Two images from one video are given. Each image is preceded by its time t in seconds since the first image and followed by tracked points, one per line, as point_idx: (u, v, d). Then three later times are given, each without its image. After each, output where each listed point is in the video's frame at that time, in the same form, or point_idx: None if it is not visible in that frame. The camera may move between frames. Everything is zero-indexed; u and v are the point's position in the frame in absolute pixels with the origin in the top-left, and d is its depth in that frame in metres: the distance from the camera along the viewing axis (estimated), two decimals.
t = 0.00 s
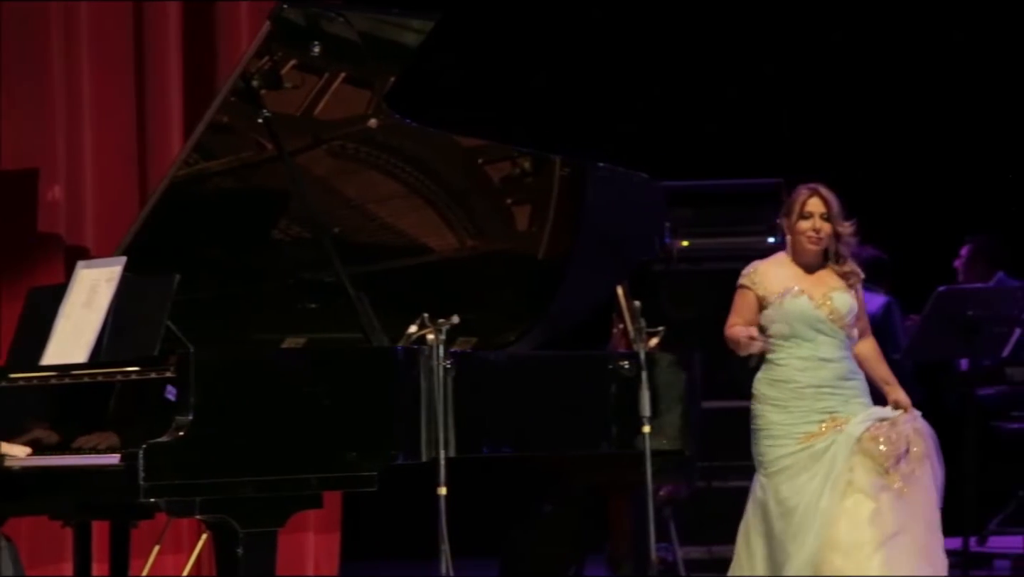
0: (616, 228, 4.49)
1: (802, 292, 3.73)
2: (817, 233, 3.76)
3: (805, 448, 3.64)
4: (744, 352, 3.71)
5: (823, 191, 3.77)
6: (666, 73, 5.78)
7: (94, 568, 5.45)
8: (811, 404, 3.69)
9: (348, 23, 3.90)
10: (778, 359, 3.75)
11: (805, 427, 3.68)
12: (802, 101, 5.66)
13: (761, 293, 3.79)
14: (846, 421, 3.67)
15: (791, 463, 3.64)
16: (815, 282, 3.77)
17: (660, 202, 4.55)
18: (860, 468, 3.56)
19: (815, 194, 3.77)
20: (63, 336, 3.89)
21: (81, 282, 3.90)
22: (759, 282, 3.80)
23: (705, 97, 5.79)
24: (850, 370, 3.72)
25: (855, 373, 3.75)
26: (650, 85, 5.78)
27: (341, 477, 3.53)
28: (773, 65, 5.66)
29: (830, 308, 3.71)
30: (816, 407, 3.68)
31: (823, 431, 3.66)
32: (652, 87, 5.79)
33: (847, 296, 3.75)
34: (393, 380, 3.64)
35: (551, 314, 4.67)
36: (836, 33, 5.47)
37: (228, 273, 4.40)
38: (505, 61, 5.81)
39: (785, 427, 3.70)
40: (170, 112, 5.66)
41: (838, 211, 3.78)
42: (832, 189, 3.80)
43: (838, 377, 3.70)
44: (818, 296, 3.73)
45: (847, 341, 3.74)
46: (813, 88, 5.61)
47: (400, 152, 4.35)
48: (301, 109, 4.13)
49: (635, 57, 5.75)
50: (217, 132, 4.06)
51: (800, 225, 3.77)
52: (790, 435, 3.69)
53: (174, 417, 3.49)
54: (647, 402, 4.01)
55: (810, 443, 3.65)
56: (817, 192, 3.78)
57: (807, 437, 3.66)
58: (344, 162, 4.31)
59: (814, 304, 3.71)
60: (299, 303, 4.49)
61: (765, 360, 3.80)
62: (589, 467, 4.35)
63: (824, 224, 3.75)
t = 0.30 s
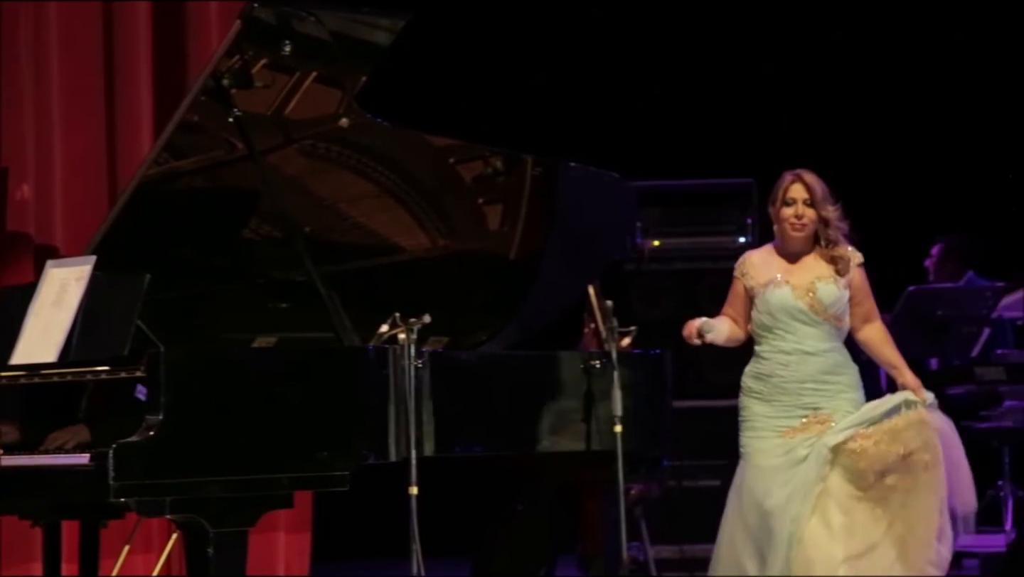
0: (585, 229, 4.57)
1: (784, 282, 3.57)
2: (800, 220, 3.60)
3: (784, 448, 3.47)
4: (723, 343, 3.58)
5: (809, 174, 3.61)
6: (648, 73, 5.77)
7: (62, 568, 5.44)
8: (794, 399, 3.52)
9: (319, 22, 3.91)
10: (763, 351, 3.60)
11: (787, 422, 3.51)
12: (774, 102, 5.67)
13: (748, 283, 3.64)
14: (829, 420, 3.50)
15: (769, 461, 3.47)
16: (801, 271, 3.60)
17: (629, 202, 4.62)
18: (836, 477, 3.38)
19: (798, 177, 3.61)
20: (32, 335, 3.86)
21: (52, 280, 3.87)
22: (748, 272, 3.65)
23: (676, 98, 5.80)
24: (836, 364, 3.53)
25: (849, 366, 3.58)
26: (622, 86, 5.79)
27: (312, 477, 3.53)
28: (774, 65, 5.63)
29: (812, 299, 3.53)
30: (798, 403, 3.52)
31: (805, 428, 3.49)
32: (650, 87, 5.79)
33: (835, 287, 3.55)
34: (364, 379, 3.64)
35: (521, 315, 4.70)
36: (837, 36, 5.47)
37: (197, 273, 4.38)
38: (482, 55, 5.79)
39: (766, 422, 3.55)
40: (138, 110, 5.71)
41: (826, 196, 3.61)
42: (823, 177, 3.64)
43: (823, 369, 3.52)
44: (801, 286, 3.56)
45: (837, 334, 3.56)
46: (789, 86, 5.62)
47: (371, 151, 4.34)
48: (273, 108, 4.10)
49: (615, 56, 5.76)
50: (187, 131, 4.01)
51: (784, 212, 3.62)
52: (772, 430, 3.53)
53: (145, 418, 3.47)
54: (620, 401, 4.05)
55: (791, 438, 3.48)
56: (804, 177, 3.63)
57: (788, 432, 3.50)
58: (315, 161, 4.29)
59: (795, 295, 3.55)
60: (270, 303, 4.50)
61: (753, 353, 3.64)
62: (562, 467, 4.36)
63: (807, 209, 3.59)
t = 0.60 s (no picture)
0: (561, 229, 4.54)
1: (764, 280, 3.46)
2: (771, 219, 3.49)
3: (763, 445, 3.40)
4: (700, 341, 3.56)
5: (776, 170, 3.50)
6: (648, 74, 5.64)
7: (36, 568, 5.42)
8: (774, 396, 3.43)
9: (295, 21, 3.84)
10: (741, 346, 3.50)
11: (767, 418, 3.43)
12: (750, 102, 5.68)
13: (731, 280, 3.56)
14: (808, 421, 3.43)
15: (750, 456, 3.40)
16: (778, 270, 3.50)
17: (606, 201, 4.56)
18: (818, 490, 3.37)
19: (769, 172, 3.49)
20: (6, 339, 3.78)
21: (26, 281, 3.81)
22: (729, 270, 3.57)
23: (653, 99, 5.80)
24: (818, 363, 3.44)
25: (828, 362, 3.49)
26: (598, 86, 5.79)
27: (288, 476, 3.53)
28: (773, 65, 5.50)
29: (796, 297, 3.42)
30: (777, 401, 3.43)
31: (785, 428, 3.42)
32: (650, 87, 5.77)
33: (818, 284, 3.44)
34: (342, 380, 3.65)
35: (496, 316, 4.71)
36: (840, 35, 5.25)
37: (172, 272, 4.37)
38: (458, 55, 5.79)
39: (743, 416, 3.46)
40: (113, 110, 5.70)
41: (798, 192, 3.49)
42: (797, 170, 3.51)
43: (806, 368, 3.43)
44: (782, 283, 3.45)
45: (819, 331, 3.45)
46: (777, 87, 5.46)
47: (348, 152, 4.31)
48: (248, 108, 4.08)
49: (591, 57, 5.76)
50: (163, 130, 4.00)
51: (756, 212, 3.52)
52: (749, 425, 3.45)
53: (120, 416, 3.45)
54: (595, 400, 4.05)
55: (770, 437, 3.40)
56: (774, 172, 3.52)
57: (768, 430, 3.42)
58: (291, 161, 4.28)
59: (777, 291, 3.44)
60: (245, 302, 4.50)
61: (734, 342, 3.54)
62: (540, 467, 4.36)
63: (775, 208, 3.49)
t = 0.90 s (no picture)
0: (545, 230, 4.53)
1: (738, 280, 3.52)
2: (738, 219, 3.53)
3: (737, 451, 3.45)
4: (672, 337, 3.53)
5: (743, 171, 3.52)
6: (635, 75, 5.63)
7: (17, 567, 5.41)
8: (749, 397, 3.49)
9: (278, 22, 3.87)
10: (713, 345, 3.54)
11: (743, 419, 3.49)
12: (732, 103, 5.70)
13: (699, 277, 3.59)
14: (782, 419, 3.51)
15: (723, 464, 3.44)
16: (746, 269, 3.55)
17: (590, 203, 4.54)
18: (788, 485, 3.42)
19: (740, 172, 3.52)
20: None
21: (7, 280, 3.82)
22: (696, 265, 3.60)
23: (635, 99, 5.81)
24: (790, 363, 3.53)
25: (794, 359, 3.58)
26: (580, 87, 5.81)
27: (270, 476, 3.53)
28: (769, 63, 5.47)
29: (771, 295, 3.50)
30: (753, 401, 3.49)
31: (760, 429, 3.49)
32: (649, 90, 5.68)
33: (792, 283, 3.53)
34: (324, 380, 3.64)
35: (479, 316, 4.73)
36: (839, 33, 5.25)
37: (152, 274, 4.35)
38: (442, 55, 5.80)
39: (715, 418, 3.50)
40: (95, 111, 5.71)
41: (764, 193, 3.52)
42: (764, 169, 3.54)
43: (780, 368, 3.51)
44: (757, 281, 3.52)
45: (791, 330, 3.54)
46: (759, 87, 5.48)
47: (330, 152, 4.31)
48: (230, 108, 4.09)
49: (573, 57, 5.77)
50: (146, 130, 4.00)
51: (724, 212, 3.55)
52: (723, 427, 3.49)
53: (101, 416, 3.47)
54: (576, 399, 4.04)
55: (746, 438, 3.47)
56: (741, 172, 3.54)
57: (743, 432, 3.48)
58: (273, 161, 4.27)
59: (753, 290, 3.50)
60: (226, 303, 4.51)
61: (704, 345, 3.59)
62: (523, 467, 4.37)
63: (741, 209, 3.52)
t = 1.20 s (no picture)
0: (541, 233, 4.49)
1: (717, 279, 3.47)
2: (726, 221, 3.46)
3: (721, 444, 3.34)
4: (659, 335, 3.46)
5: (731, 173, 3.43)
6: (629, 76, 5.62)
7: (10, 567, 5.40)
8: (732, 393, 3.45)
9: (270, 21, 3.87)
10: (694, 345, 3.51)
11: (726, 417, 3.44)
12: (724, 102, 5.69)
13: (680, 274, 3.54)
14: (768, 415, 3.46)
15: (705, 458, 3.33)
16: (727, 270, 3.51)
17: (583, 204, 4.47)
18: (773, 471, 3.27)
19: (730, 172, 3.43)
20: None
21: None
22: (678, 262, 3.55)
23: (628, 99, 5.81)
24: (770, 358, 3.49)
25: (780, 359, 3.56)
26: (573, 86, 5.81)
27: (262, 476, 3.54)
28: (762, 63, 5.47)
29: (750, 293, 3.47)
30: (735, 398, 3.45)
31: (743, 425, 3.43)
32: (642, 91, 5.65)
33: (771, 281, 3.50)
34: (318, 379, 3.63)
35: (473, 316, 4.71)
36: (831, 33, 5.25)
37: (145, 273, 4.37)
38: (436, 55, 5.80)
39: (699, 417, 3.47)
40: (88, 112, 5.72)
41: (751, 197, 3.44)
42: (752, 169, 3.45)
43: (761, 363, 3.48)
44: (736, 280, 3.49)
45: (772, 327, 3.51)
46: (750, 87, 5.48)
47: (323, 152, 4.31)
48: (223, 107, 4.08)
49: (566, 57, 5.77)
50: (138, 130, 4.01)
51: (710, 213, 3.48)
52: (706, 426, 3.45)
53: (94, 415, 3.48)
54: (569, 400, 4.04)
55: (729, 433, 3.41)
56: (729, 173, 3.45)
57: (727, 428, 3.42)
58: (266, 161, 4.27)
59: (732, 287, 3.47)
60: (220, 302, 4.50)
61: (685, 346, 3.55)
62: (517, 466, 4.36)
63: (728, 211, 3.45)
